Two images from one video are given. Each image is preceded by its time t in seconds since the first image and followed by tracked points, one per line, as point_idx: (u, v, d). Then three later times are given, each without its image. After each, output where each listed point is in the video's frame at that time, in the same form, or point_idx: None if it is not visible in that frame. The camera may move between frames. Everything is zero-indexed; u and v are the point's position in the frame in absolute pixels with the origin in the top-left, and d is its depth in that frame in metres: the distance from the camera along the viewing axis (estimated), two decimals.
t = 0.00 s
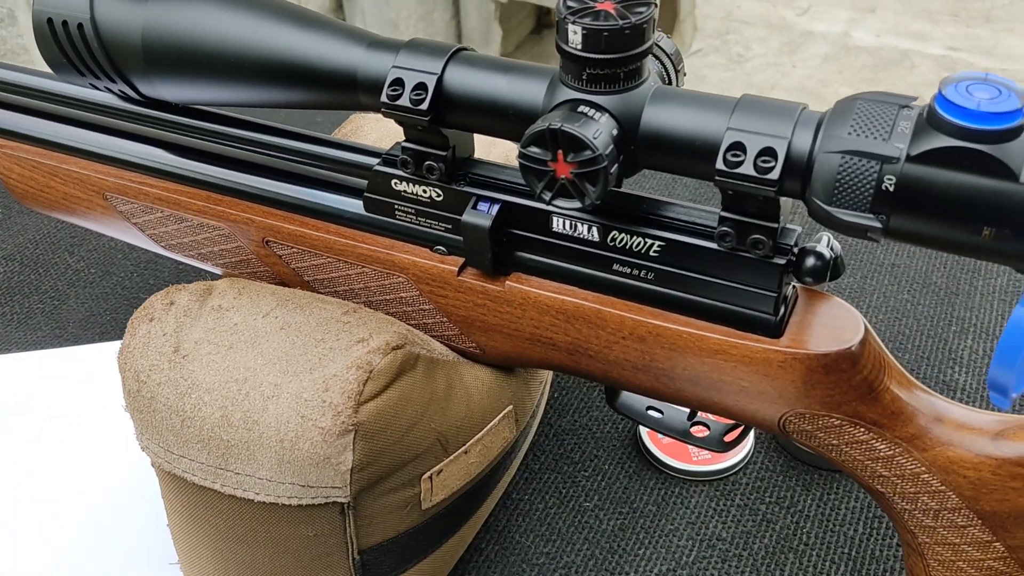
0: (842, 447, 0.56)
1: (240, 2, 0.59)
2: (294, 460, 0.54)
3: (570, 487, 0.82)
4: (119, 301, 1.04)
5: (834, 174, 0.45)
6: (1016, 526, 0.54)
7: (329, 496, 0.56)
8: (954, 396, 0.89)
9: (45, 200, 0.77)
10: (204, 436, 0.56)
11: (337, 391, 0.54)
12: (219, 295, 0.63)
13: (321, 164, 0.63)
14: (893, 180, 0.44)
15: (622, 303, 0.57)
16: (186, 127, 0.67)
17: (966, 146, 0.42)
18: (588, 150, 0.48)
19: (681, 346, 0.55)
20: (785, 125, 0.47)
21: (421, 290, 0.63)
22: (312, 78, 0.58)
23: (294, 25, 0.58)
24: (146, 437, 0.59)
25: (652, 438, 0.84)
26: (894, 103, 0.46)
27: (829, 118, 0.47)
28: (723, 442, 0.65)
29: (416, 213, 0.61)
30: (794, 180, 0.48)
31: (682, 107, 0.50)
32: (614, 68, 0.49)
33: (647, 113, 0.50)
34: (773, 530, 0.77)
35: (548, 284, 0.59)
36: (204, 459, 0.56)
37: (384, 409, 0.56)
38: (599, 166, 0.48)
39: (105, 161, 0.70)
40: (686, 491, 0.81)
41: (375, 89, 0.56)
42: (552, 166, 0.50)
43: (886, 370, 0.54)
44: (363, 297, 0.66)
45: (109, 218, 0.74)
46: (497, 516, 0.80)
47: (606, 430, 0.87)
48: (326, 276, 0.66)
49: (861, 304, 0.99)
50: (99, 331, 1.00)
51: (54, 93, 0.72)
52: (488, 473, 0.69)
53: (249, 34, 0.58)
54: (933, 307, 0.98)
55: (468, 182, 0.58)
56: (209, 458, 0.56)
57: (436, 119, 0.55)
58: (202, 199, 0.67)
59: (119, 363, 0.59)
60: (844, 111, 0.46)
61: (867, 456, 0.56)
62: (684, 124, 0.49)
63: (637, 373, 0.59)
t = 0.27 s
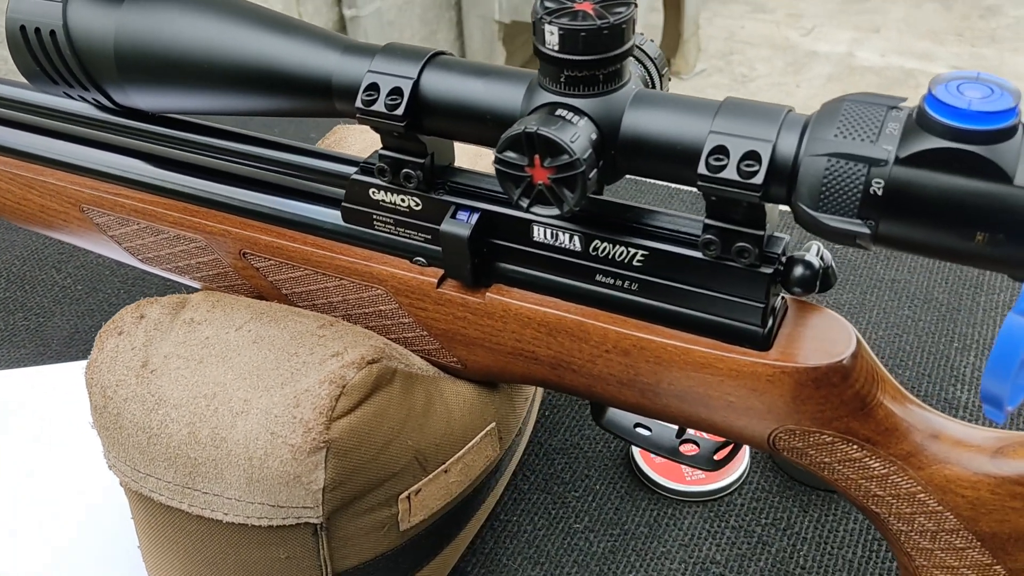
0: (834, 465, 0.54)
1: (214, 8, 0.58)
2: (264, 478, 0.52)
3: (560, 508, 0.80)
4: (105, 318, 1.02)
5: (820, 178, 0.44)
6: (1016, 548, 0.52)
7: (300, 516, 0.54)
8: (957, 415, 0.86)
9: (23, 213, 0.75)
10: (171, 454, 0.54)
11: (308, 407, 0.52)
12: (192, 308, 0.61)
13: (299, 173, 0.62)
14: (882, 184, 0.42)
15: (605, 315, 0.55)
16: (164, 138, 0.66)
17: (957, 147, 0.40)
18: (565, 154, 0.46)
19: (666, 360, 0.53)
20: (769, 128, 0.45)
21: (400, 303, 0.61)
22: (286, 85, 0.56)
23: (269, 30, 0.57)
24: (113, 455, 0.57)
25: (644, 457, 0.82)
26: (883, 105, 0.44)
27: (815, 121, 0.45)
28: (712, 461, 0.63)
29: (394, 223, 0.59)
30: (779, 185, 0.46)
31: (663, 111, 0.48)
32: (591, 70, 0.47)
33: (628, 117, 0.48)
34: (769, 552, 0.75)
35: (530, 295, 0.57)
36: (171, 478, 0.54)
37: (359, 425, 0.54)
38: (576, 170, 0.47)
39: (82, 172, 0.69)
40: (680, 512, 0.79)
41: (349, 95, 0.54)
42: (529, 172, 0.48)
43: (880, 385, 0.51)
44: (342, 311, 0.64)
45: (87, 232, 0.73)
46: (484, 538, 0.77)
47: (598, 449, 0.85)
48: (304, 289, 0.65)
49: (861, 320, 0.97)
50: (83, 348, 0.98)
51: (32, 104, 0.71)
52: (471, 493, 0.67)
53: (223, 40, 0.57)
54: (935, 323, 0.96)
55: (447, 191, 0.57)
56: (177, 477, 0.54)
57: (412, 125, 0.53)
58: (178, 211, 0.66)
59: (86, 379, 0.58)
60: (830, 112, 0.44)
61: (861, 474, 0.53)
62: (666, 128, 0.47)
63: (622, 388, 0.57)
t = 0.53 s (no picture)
0: (834, 485, 0.51)
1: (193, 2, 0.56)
2: (233, 492, 0.50)
3: (553, 525, 0.77)
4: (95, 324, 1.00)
5: (817, 180, 0.41)
6: None
7: (272, 532, 0.52)
8: (969, 433, 0.83)
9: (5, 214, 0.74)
10: (138, 466, 0.52)
11: (280, 417, 0.50)
12: (168, 313, 0.59)
13: (280, 175, 0.60)
14: (881, 187, 0.40)
15: (594, 325, 0.52)
16: (147, 137, 0.64)
17: (962, 148, 0.38)
18: (548, 154, 0.44)
19: (657, 372, 0.51)
20: (763, 127, 0.43)
21: (383, 310, 0.58)
22: (265, 82, 0.54)
23: (248, 25, 0.55)
24: (81, 466, 0.55)
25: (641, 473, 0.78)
26: (884, 103, 0.41)
27: (812, 120, 0.42)
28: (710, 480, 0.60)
29: (377, 227, 0.56)
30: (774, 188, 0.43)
31: (653, 110, 0.46)
32: (577, 66, 0.45)
33: (615, 116, 0.46)
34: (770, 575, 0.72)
35: (516, 303, 0.54)
36: (139, 490, 0.52)
37: (334, 438, 0.51)
38: (560, 171, 0.44)
39: (62, 173, 0.67)
40: (677, 531, 0.76)
41: (328, 93, 0.52)
42: (511, 172, 0.46)
43: (882, 402, 0.49)
44: (324, 318, 0.62)
45: (68, 234, 0.71)
46: (474, 555, 0.75)
47: (594, 464, 0.82)
48: (285, 294, 0.62)
49: (870, 335, 0.94)
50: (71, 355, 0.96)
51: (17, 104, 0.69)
52: (457, 509, 0.64)
53: (201, 35, 0.55)
54: (946, 338, 0.93)
55: (431, 193, 0.54)
56: (144, 489, 0.52)
57: (393, 124, 0.51)
58: (158, 213, 0.64)
59: (55, 385, 0.56)
60: (828, 111, 0.42)
61: (861, 496, 0.51)
62: (655, 128, 0.45)
63: (611, 402, 0.54)
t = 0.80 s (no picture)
0: (845, 511, 0.48)
1: None
2: (207, 508, 0.47)
3: (553, 544, 0.74)
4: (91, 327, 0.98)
5: (827, 184, 0.38)
6: None
7: (248, 551, 0.49)
8: (990, 453, 0.80)
9: None
10: (109, 478, 0.49)
11: (257, 429, 0.47)
12: (147, 318, 0.56)
13: (266, 175, 0.57)
14: (897, 192, 0.37)
15: (591, 336, 0.49)
16: (130, 135, 0.61)
17: (984, 149, 0.34)
18: (539, 153, 0.41)
19: (656, 387, 0.48)
20: (769, 126, 0.40)
21: (372, 317, 0.56)
22: (248, 77, 0.52)
23: (232, 17, 0.52)
24: (53, 476, 0.53)
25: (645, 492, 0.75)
26: (900, 101, 0.38)
27: (822, 119, 0.39)
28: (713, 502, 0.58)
29: (366, 230, 0.54)
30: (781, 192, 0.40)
31: (652, 107, 0.43)
32: (571, 59, 0.42)
33: (613, 114, 0.43)
34: None
35: (510, 312, 0.52)
36: (110, 504, 0.50)
37: (314, 451, 0.49)
38: (552, 171, 0.41)
39: (46, 171, 0.65)
40: (682, 552, 0.73)
41: (313, 89, 0.50)
42: (500, 172, 0.43)
43: (897, 422, 0.45)
44: (312, 325, 0.60)
45: (53, 235, 0.69)
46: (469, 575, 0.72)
47: (597, 480, 0.79)
48: (272, 299, 0.60)
49: (886, 349, 0.90)
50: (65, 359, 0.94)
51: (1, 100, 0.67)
52: (449, 527, 0.61)
53: (183, 27, 0.52)
54: (966, 354, 0.89)
55: (421, 195, 0.52)
56: (115, 503, 0.49)
57: (380, 121, 0.48)
58: (142, 213, 0.61)
59: (27, 392, 0.53)
60: (840, 109, 0.39)
61: (874, 523, 0.48)
62: (654, 126, 0.42)
63: (609, 417, 0.51)
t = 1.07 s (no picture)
0: (862, 534, 0.44)
1: None
2: (182, 519, 0.45)
3: (556, 559, 0.71)
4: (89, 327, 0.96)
5: (846, 180, 0.35)
6: None
7: (227, 565, 0.46)
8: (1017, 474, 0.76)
9: None
10: (81, 485, 0.47)
11: (236, 436, 0.45)
12: (130, 318, 0.54)
13: (255, 169, 0.55)
14: (923, 188, 0.33)
15: (592, 342, 0.46)
16: (119, 127, 0.59)
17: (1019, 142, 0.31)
18: (535, 144, 0.38)
19: (661, 398, 0.44)
20: (783, 117, 0.37)
21: (364, 319, 0.53)
22: (235, 65, 0.50)
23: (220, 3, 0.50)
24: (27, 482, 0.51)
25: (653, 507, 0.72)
26: (927, 90, 0.35)
27: (842, 110, 0.36)
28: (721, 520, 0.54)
29: (358, 228, 0.51)
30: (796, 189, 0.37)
31: (658, 97, 0.40)
32: (570, 45, 0.39)
33: (616, 104, 0.40)
34: None
35: (507, 316, 0.49)
36: (83, 512, 0.47)
37: (297, 460, 0.46)
38: (548, 164, 0.39)
39: (34, 164, 0.62)
40: (691, 570, 0.69)
41: (302, 78, 0.47)
42: (494, 165, 0.40)
43: (920, 440, 0.42)
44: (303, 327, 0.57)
45: (43, 230, 0.67)
46: None
47: (603, 493, 0.76)
48: (262, 300, 0.57)
49: (909, 362, 0.87)
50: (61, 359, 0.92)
51: None
52: (444, 541, 0.59)
53: (168, 13, 0.50)
54: (993, 368, 0.85)
55: (415, 191, 0.49)
56: (87, 511, 0.47)
57: (371, 112, 0.46)
58: (129, 208, 0.59)
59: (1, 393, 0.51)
60: (861, 99, 0.36)
61: (894, 547, 0.44)
62: (660, 118, 0.39)
63: (611, 429, 0.48)
